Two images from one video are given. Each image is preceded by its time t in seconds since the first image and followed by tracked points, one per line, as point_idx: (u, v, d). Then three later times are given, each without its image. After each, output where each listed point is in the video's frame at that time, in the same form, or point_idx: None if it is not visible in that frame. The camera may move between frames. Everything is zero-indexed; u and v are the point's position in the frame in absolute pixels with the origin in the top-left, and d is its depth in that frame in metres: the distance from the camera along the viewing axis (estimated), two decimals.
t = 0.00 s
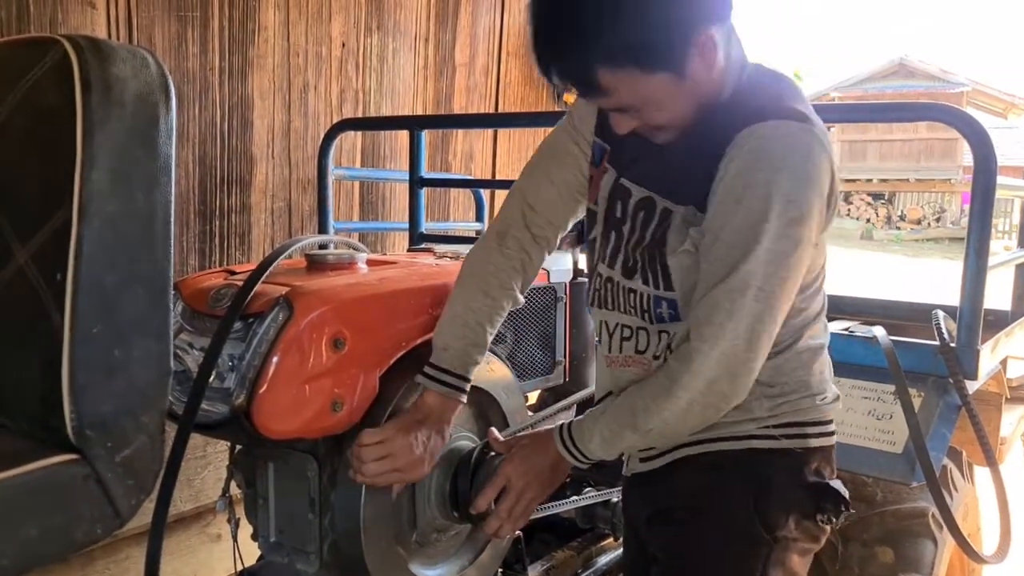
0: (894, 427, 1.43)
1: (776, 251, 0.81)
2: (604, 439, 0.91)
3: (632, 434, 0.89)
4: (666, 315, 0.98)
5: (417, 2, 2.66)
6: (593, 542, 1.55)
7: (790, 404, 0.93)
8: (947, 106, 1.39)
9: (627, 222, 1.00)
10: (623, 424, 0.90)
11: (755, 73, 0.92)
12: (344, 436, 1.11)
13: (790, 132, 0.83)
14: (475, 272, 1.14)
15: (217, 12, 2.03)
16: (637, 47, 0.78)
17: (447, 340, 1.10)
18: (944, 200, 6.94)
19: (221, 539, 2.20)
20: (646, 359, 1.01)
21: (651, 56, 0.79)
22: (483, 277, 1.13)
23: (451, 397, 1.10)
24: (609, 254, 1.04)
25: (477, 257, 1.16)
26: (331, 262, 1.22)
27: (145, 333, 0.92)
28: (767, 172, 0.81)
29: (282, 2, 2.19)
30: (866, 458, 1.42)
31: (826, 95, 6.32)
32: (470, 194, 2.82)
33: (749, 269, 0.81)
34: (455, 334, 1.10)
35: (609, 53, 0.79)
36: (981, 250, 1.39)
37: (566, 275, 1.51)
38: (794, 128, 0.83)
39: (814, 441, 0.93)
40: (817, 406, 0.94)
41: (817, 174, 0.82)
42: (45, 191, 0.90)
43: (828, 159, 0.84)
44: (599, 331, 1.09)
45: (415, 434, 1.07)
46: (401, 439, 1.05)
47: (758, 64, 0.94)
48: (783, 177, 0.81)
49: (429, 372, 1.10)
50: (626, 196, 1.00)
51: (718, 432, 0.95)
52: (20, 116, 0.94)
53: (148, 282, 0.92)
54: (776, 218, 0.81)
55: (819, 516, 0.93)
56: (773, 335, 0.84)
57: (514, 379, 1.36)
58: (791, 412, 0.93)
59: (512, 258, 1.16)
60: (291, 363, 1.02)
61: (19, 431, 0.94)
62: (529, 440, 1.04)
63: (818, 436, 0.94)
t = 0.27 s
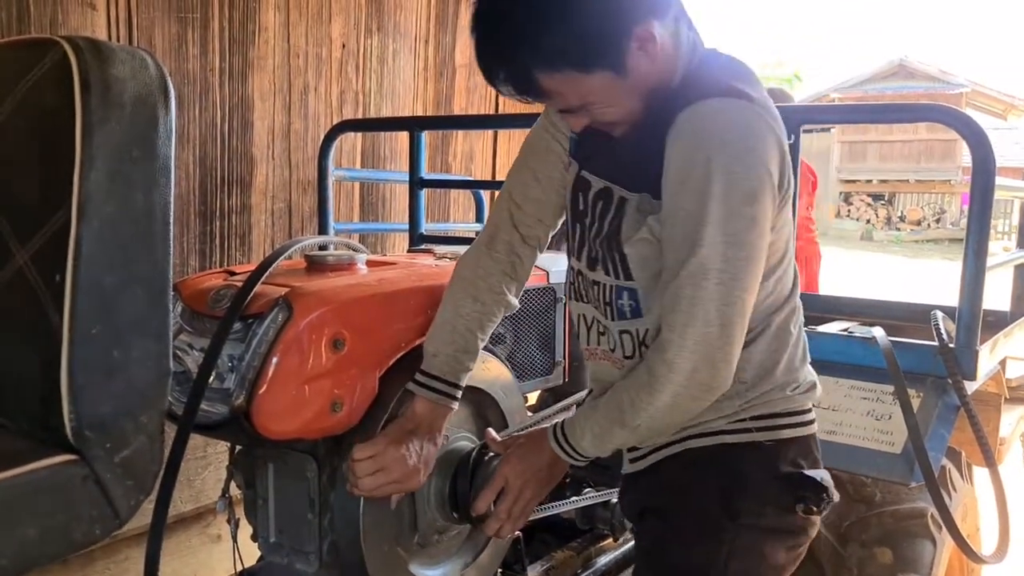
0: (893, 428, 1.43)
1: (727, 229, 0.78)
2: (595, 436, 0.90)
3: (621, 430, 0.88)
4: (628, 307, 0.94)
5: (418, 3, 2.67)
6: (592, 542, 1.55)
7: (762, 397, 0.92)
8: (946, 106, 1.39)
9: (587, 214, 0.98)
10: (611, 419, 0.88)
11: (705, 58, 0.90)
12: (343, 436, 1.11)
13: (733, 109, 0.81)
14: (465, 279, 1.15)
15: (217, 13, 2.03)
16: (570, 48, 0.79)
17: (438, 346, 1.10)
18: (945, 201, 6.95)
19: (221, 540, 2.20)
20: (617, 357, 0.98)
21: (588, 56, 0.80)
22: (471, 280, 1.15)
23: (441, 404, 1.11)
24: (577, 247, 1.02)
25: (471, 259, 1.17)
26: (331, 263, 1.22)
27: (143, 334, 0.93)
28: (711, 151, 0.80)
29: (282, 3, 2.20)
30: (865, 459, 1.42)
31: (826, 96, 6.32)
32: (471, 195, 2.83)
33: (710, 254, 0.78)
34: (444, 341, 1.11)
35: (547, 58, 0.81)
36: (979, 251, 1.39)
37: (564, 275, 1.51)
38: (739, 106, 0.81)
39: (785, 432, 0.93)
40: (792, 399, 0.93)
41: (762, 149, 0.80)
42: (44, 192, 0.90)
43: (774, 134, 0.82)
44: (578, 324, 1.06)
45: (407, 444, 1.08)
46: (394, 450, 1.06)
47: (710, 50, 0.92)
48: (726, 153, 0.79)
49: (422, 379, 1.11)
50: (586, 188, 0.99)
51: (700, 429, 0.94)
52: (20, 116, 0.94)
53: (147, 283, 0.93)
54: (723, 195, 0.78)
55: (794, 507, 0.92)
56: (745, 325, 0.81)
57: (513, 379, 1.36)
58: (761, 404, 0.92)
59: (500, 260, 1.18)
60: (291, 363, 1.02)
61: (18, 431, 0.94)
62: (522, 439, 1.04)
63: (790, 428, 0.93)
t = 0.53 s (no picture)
0: (895, 430, 1.43)
1: (724, 234, 0.78)
2: (594, 440, 0.89)
3: (621, 434, 0.87)
4: (616, 317, 0.94)
5: (418, 5, 2.67)
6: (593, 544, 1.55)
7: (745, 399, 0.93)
8: (948, 108, 1.39)
9: (571, 224, 0.98)
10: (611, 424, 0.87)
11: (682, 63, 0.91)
12: (344, 438, 1.11)
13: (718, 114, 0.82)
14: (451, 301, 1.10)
15: (218, 15, 2.03)
16: (543, 64, 0.79)
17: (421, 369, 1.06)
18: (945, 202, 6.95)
19: (222, 542, 2.20)
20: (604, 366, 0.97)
21: (563, 71, 0.79)
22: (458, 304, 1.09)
23: (430, 428, 1.06)
24: (560, 258, 1.01)
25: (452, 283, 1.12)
26: (332, 265, 1.22)
27: (145, 336, 0.92)
28: (703, 156, 0.79)
29: (283, 5, 2.20)
30: (866, 461, 1.42)
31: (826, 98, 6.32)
32: (471, 197, 2.83)
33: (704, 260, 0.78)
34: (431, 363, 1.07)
35: (521, 75, 0.80)
36: (981, 253, 1.39)
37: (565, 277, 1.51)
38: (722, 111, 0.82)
39: (769, 432, 0.93)
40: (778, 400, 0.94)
41: (753, 152, 0.80)
42: (45, 194, 0.90)
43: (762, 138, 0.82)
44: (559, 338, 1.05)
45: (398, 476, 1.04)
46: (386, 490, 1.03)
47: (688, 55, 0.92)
48: (718, 156, 0.79)
49: (408, 406, 1.06)
50: (569, 198, 0.99)
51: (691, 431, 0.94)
52: (21, 118, 0.94)
53: (149, 285, 0.92)
54: (719, 200, 0.78)
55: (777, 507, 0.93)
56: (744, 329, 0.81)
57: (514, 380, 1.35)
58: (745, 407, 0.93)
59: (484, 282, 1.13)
60: (292, 365, 1.02)
61: (19, 433, 0.94)
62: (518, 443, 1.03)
63: (776, 430, 0.93)
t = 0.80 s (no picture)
0: (895, 431, 1.43)
1: (744, 244, 0.78)
2: (591, 444, 0.90)
3: (620, 438, 0.88)
4: (623, 334, 0.93)
5: (419, 6, 2.67)
6: (594, 545, 1.55)
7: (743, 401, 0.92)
8: (949, 110, 1.39)
9: (578, 247, 0.95)
10: (610, 429, 0.88)
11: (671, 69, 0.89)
12: (345, 439, 1.12)
13: (729, 120, 0.79)
14: (430, 337, 1.04)
15: (219, 16, 2.03)
16: (540, 81, 0.75)
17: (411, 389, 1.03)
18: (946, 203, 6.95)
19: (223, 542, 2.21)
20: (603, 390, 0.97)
21: (560, 89, 0.76)
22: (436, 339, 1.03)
23: (417, 466, 1.03)
24: (562, 280, 0.98)
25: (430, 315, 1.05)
26: (333, 266, 1.22)
27: (146, 337, 0.93)
28: (725, 166, 0.77)
29: (284, 6, 2.20)
30: (866, 462, 1.41)
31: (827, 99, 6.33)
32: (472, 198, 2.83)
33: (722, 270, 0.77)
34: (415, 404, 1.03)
35: (515, 94, 0.76)
36: (981, 254, 1.39)
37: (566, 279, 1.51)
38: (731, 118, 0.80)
39: (769, 432, 0.93)
40: (773, 398, 0.94)
41: (771, 156, 0.79)
42: (46, 195, 0.90)
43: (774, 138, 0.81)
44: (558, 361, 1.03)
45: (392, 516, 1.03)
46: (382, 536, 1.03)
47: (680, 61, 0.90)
48: (738, 164, 0.77)
49: (396, 444, 1.03)
50: (572, 219, 0.96)
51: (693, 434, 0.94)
52: (23, 118, 0.95)
53: (150, 286, 0.93)
54: (741, 211, 0.77)
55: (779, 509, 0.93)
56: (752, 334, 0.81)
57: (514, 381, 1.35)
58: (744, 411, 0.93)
59: (465, 311, 1.06)
60: (293, 366, 1.02)
61: (21, 434, 0.94)
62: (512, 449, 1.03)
63: (774, 428, 0.93)
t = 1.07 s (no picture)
0: (900, 433, 1.42)
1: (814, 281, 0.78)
2: (599, 452, 0.90)
3: (632, 448, 0.88)
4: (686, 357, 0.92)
5: (421, 7, 2.66)
6: (597, 547, 1.55)
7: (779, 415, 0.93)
8: (953, 110, 1.38)
9: (643, 267, 0.92)
10: (621, 439, 0.88)
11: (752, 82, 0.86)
12: (347, 441, 1.11)
13: (831, 152, 0.79)
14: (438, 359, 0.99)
15: (220, 16, 2.03)
16: (639, 51, 0.70)
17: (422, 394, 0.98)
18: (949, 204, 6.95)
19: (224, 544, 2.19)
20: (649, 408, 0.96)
21: (655, 65, 0.71)
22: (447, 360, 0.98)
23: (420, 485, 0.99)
24: (616, 300, 0.96)
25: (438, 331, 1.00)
26: (334, 267, 1.22)
27: (148, 338, 0.92)
28: (815, 200, 0.77)
29: (285, 6, 2.19)
30: (870, 464, 1.41)
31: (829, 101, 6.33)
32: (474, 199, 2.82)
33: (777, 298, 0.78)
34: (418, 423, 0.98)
35: (608, 62, 0.71)
36: (986, 255, 1.38)
37: (569, 280, 1.50)
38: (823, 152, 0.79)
39: (804, 445, 0.94)
40: (807, 411, 0.95)
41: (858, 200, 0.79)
42: (47, 194, 0.90)
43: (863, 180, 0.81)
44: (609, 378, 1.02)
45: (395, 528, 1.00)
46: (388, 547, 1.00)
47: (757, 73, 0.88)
48: (829, 203, 0.77)
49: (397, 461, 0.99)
50: (640, 239, 0.91)
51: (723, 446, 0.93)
52: (24, 117, 0.94)
53: (152, 286, 0.92)
54: (822, 251, 0.77)
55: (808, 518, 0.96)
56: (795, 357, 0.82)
57: (516, 383, 1.34)
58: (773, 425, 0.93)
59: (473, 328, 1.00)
60: (295, 367, 1.02)
61: (21, 435, 0.94)
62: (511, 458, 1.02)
63: (807, 440, 0.94)
